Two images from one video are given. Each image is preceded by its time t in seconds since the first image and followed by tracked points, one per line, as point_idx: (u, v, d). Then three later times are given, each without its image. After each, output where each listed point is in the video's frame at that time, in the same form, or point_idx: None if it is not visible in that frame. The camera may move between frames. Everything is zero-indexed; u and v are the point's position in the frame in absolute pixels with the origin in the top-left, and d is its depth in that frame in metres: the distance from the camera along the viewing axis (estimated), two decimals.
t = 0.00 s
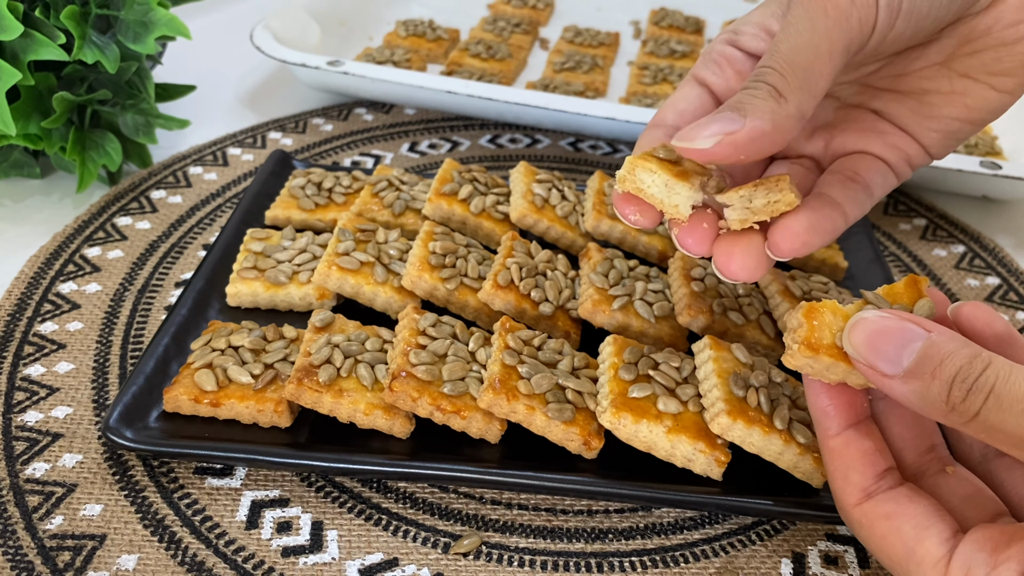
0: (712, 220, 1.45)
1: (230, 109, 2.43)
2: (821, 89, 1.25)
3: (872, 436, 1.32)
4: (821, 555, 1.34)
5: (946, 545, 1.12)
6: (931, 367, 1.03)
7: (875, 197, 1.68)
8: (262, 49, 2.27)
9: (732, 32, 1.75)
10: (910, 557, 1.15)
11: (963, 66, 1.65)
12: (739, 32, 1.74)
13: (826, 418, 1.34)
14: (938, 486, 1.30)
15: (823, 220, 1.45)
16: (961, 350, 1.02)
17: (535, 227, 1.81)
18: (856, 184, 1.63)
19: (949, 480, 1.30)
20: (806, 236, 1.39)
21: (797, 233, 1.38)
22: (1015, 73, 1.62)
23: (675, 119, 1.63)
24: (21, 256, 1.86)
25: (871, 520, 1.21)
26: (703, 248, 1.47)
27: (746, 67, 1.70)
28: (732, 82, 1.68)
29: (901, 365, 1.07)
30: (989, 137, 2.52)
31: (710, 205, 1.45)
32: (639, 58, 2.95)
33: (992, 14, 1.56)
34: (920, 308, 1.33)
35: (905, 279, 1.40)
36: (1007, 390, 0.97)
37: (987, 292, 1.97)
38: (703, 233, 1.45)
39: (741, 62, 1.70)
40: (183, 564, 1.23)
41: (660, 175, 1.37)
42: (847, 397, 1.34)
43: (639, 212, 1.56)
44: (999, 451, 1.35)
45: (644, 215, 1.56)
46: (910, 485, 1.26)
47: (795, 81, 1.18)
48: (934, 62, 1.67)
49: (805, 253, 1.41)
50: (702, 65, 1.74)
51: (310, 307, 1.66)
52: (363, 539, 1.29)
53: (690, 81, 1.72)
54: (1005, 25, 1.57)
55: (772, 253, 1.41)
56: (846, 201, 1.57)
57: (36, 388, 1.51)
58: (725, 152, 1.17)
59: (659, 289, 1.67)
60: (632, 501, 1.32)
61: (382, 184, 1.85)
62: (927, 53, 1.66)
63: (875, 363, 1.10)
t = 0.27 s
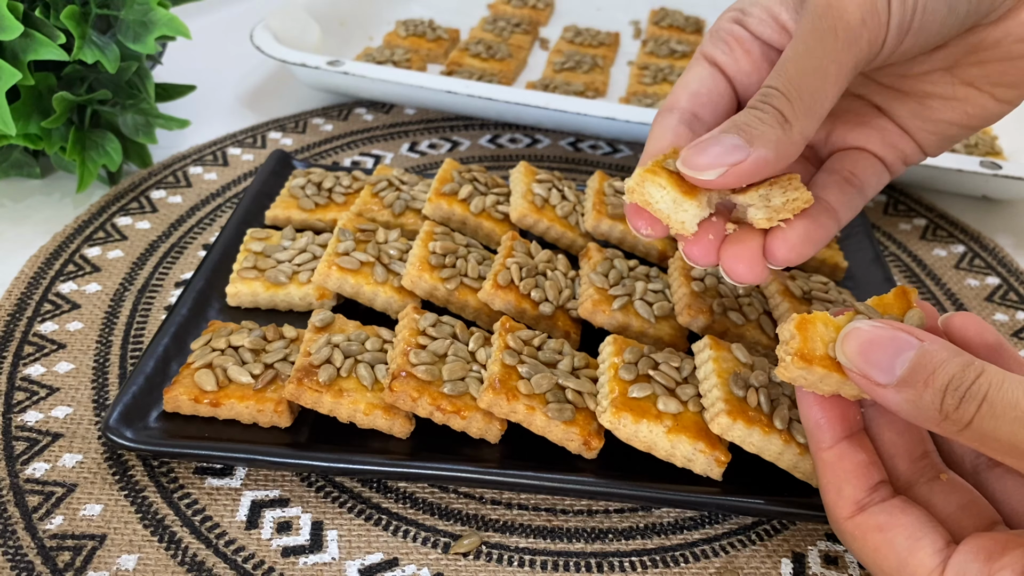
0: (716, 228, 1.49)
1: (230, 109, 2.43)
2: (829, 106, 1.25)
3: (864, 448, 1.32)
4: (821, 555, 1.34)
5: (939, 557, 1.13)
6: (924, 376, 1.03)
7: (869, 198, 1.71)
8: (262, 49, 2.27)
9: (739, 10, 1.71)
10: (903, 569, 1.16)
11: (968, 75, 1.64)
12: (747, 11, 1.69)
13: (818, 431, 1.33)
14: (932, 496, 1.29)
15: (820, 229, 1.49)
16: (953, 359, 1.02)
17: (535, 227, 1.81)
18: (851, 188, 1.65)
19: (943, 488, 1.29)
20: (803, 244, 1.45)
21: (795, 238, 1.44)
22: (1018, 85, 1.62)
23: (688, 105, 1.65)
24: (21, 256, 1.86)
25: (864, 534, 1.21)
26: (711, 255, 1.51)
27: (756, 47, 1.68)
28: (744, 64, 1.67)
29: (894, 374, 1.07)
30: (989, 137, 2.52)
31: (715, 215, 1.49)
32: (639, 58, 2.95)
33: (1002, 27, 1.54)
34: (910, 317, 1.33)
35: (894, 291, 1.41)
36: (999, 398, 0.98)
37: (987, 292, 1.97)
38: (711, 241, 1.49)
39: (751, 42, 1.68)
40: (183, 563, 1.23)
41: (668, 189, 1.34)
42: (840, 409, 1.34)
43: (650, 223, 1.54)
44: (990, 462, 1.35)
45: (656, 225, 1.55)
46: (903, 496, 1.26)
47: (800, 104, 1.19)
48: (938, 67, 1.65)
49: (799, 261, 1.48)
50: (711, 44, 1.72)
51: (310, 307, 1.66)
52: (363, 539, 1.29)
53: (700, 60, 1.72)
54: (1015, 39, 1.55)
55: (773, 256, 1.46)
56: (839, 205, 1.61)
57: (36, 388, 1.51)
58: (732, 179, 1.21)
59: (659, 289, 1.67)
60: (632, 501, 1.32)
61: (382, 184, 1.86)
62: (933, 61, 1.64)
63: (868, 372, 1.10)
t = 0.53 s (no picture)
0: (738, 240, 1.48)
1: (230, 109, 2.43)
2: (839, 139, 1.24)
3: (868, 446, 1.31)
4: (821, 555, 1.34)
5: (944, 554, 1.13)
6: (927, 375, 1.03)
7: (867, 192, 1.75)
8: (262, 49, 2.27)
9: None
10: (907, 567, 1.15)
11: (975, 80, 1.56)
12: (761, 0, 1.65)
13: (822, 430, 1.33)
14: (936, 494, 1.28)
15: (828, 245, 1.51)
16: (957, 358, 1.02)
17: (535, 227, 1.81)
18: (852, 191, 1.69)
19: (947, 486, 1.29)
20: (815, 263, 1.47)
21: (808, 258, 1.46)
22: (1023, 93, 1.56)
23: (694, 108, 1.65)
24: (21, 256, 1.86)
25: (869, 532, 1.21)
26: (733, 267, 1.50)
27: (765, 40, 1.66)
28: (750, 61, 1.67)
29: (897, 373, 1.07)
30: (988, 137, 2.52)
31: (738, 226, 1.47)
32: (639, 58, 2.95)
33: None
34: (915, 317, 1.34)
35: (898, 290, 1.40)
36: (1003, 397, 0.98)
37: (987, 292, 1.97)
38: (735, 253, 1.48)
39: (759, 35, 1.66)
40: (183, 564, 1.23)
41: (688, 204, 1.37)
42: (843, 408, 1.34)
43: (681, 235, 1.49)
44: (993, 460, 1.35)
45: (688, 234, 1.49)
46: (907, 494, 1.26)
47: (816, 136, 1.18)
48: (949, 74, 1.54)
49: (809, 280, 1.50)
50: (718, 33, 1.70)
51: (310, 307, 1.66)
52: (363, 539, 1.29)
53: (706, 54, 1.72)
54: None
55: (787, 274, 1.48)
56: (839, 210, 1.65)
57: (36, 388, 1.51)
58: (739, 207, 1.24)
59: (659, 289, 1.67)
60: (632, 501, 1.32)
61: (382, 184, 1.86)
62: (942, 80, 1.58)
63: (871, 371, 1.10)
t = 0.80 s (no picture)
0: (726, 241, 1.52)
1: (230, 109, 2.43)
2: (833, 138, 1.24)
3: (866, 451, 1.32)
4: (821, 555, 1.34)
5: (942, 560, 1.13)
6: (924, 381, 1.03)
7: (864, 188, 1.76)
8: (262, 49, 2.27)
9: None
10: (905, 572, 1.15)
11: (977, 79, 1.55)
12: None
13: (820, 434, 1.32)
14: (934, 499, 1.29)
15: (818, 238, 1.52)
16: (954, 364, 1.02)
17: (535, 227, 1.81)
18: (849, 186, 1.69)
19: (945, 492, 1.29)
20: (803, 260, 1.49)
21: (796, 256, 1.48)
22: None
23: (692, 90, 1.65)
24: (21, 256, 1.86)
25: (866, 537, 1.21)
26: (721, 266, 1.54)
27: (764, 27, 1.64)
28: (748, 45, 1.66)
29: (894, 379, 1.07)
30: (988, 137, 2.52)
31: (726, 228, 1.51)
32: (639, 58, 2.95)
33: None
34: (912, 321, 1.34)
35: (896, 294, 1.40)
36: (1000, 402, 0.97)
37: (988, 292, 1.97)
38: (723, 254, 1.52)
39: (757, 20, 1.64)
40: (183, 564, 1.23)
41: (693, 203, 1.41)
42: (841, 412, 1.34)
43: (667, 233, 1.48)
44: (991, 465, 1.35)
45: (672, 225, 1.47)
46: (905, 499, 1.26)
47: (811, 133, 1.18)
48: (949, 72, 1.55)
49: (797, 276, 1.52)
50: (717, 16, 1.69)
51: (310, 307, 1.66)
52: (363, 539, 1.29)
53: (704, 36, 1.71)
54: None
55: (775, 272, 1.51)
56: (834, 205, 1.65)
57: (36, 388, 1.51)
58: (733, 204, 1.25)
59: (659, 289, 1.67)
60: (632, 501, 1.32)
61: (382, 184, 1.86)
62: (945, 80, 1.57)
63: (869, 377, 1.11)
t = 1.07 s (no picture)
0: (723, 242, 1.54)
1: (230, 109, 2.43)
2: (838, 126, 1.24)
3: (867, 454, 1.31)
4: (821, 555, 1.34)
5: (943, 564, 1.13)
6: (924, 385, 1.03)
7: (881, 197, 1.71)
8: (262, 49, 2.27)
9: (756, 6, 1.70)
10: None
11: (987, 77, 1.58)
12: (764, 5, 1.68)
13: (820, 438, 1.32)
14: (935, 502, 1.29)
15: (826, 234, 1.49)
16: (953, 368, 1.02)
17: (535, 227, 1.81)
18: (865, 187, 1.65)
19: (946, 494, 1.29)
20: (807, 248, 1.45)
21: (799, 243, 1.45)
22: None
23: (706, 103, 1.63)
24: (21, 256, 1.86)
25: (867, 541, 1.21)
26: (720, 268, 1.54)
27: (773, 43, 1.65)
28: (761, 61, 1.65)
29: (893, 383, 1.07)
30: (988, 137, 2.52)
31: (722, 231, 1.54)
32: (639, 58, 2.95)
33: None
34: (911, 324, 1.33)
35: (896, 298, 1.40)
36: (999, 407, 0.98)
37: (988, 292, 1.97)
38: (718, 257, 1.53)
39: (767, 38, 1.66)
40: (184, 564, 1.23)
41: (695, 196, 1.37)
42: (841, 416, 1.33)
43: (663, 237, 1.53)
44: (992, 466, 1.34)
45: (667, 232, 1.52)
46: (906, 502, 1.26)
47: (815, 119, 1.18)
48: (957, 69, 1.59)
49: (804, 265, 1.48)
50: (727, 40, 1.72)
51: (310, 307, 1.66)
52: (363, 539, 1.29)
53: (717, 59, 1.72)
54: None
55: (778, 263, 1.48)
56: (850, 205, 1.60)
57: (36, 388, 1.51)
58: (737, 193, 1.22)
59: (659, 289, 1.67)
60: (632, 501, 1.32)
61: (382, 184, 1.85)
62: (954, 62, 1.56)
63: (868, 381, 1.10)
